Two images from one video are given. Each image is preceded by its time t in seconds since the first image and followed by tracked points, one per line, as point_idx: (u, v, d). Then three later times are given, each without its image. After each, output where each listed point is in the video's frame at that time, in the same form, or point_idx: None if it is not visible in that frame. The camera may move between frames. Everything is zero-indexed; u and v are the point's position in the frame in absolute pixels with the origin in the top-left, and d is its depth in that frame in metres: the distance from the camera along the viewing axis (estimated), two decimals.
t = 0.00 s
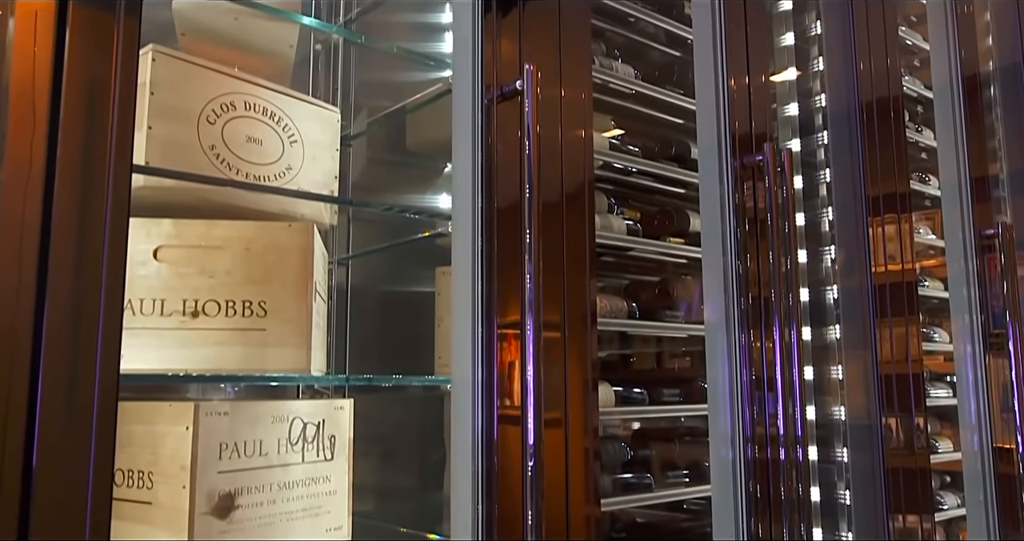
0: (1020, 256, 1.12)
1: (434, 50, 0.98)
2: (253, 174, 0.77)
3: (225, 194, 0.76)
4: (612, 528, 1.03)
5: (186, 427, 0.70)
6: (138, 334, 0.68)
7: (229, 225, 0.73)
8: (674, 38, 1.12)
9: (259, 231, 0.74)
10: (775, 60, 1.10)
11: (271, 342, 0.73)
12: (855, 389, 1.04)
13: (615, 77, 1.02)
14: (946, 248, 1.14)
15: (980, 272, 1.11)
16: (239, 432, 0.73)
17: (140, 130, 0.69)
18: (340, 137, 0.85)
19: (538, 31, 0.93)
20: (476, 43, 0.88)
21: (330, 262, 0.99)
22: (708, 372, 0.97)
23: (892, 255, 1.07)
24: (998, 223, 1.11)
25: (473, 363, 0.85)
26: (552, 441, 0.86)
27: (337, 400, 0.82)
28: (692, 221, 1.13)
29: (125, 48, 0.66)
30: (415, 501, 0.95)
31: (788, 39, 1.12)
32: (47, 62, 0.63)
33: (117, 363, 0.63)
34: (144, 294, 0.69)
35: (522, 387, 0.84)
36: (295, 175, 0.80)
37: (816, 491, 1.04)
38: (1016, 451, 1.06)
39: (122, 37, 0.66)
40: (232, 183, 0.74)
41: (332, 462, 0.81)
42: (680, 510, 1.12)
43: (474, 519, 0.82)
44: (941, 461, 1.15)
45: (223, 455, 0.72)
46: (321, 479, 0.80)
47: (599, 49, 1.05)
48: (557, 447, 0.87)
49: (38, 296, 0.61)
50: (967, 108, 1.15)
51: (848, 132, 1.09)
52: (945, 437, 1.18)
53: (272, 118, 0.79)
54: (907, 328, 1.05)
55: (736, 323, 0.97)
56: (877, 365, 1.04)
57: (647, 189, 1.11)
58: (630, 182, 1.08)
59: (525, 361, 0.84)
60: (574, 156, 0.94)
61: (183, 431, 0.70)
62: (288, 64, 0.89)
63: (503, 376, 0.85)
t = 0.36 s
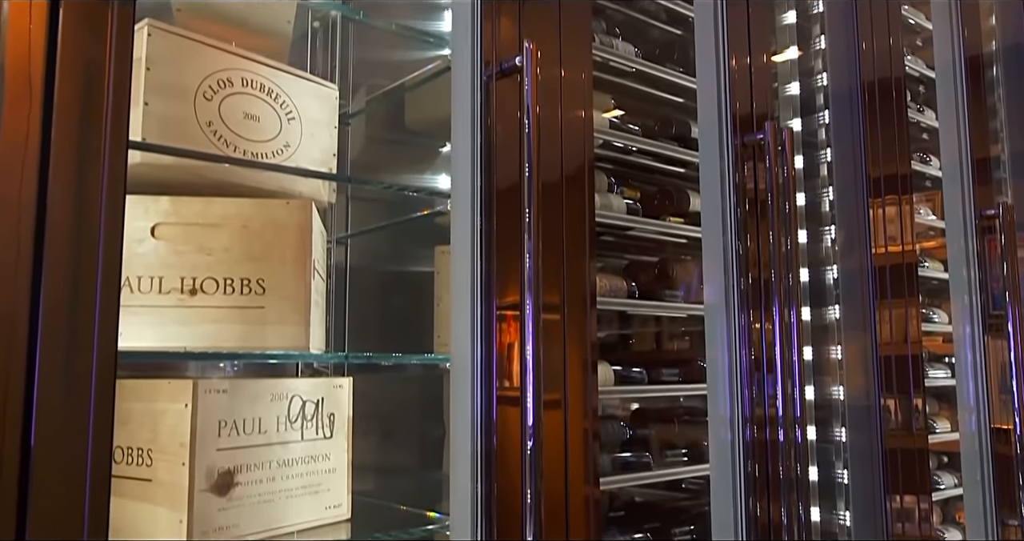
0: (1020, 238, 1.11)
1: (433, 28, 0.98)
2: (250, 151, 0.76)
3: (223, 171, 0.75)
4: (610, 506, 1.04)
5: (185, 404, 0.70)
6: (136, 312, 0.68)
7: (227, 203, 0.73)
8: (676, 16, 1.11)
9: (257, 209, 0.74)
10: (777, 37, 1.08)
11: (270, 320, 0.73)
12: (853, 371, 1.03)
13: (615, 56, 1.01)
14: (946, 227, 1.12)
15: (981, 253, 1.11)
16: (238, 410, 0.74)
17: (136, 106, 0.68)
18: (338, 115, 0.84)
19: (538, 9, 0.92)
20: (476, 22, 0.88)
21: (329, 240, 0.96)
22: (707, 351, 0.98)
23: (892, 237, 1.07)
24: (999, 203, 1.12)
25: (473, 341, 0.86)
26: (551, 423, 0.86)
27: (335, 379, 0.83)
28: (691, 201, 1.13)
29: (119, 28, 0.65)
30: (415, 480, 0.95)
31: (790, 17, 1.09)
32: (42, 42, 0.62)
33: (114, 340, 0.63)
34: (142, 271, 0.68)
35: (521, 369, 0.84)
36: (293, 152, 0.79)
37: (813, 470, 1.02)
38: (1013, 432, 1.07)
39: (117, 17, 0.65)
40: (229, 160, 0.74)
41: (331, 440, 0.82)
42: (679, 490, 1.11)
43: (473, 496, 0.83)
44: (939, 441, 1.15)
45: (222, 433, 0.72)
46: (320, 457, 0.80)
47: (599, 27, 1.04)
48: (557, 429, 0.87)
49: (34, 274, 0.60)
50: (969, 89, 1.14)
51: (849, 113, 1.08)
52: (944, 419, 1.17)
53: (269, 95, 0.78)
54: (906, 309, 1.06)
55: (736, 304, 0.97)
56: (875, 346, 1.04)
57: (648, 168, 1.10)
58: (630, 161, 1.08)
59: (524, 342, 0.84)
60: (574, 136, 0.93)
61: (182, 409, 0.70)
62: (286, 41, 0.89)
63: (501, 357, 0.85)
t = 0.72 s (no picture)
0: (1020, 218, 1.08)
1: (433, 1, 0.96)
2: (248, 125, 0.76)
3: (220, 146, 0.75)
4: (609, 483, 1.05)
5: (184, 379, 0.71)
6: (134, 287, 0.68)
7: (224, 178, 0.72)
8: None
9: (254, 184, 0.73)
10: (780, 14, 1.06)
11: (268, 296, 0.73)
12: (852, 349, 1.03)
13: (616, 32, 1.00)
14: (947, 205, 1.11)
15: (981, 230, 1.09)
16: (236, 385, 0.74)
17: (131, 80, 0.68)
18: (336, 90, 0.83)
19: None
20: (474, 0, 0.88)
21: (328, 218, 0.96)
22: (707, 330, 0.97)
23: (892, 217, 1.06)
24: (999, 182, 1.10)
25: (473, 320, 0.86)
26: (551, 403, 0.86)
27: (334, 354, 0.83)
28: (692, 178, 1.12)
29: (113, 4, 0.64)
30: (415, 455, 0.95)
31: None
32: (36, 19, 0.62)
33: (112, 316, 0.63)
34: (139, 247, 0.68)
35: (520, 348, 0.84)
36: (291, 127, 0.79)
37: (812, 448, 1.02)
38: (1011, 411, 1.05)
39: None
40: (226, 134, 0.73)
41: (331, 416, 0.82)
42: (678, 468, 1.11)
43: (472, 471, 0.85)
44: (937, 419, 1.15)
45: (221, 408, 0.73)
46: (320, 433, 0.81)
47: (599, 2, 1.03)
48: (557, 408, 0.87)
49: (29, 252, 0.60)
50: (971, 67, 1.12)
51: (851, 93, 1.07)
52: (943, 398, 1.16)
53: (267, 69, 0.77)
54: (905, 288, 1.05)
55: (735, 283, 0.97)
56: (874, 326, 1.04)
57: (648, 144, 1.10)
58: (630, 138, 1.07)
59: (524, 322, 0.84)
60: (574, 114, 0.92)
61: (180, 384, 0.71)
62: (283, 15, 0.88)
63: (501, 337, 0.85)
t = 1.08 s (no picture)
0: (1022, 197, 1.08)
1: None
2: (245, 100, 0.75)
3: (217, 121, 0.74)
4: (607, 460, 1.06)
5: (182, 354, 0.71)
6: (132, 262, 0.69)
7: (222, 153, 0.73)
8: None
9: (252, 159, 0.73)
10: None
11: (267, 271, 0.74)
12: (851, 327, 1.03)
13: (617, 7, 0.99)
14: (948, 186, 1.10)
15: (981, 210, 1.09)
16: (235, 360, 0.74)
17: (126, 52, 0.68)
18: (334, 65, 0.83)
19: None
20: None
21: (326, 195, 0.97)
22: (707, 308, 0.97)
23: (894, 196, 1.05)
24: (1001, 159, 1.09)
25: (472, 296, 0.86)
26: (551, 382, 0.86)
27: (332, 331, 0.83)
28: (691, 154, 1.11)
29: None
30: (415, 432, 0.95)
31: None
32: None
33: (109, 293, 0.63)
34: (137, 222, 0.69)
35: (519, 328, 0.85)
36: (288, 102, 0.78)
37: (811, 425, 1.03)
38: (1010, 391, 1.05)
39: None
40: (223, 108, 0.73)
41: (330, 392, 0.82)
42: (676, 446, 1.12)
43: (471, 449, 0.85)
44: (934, 398, 1.14)
45: (219, 384, 0.73)
46: (319, 409, 0.81)
47: None
48: (556, 388, 0.87)
49: (24, 228, 0.60)
50: (974, 44, 1.10)
51: (852, 68, 1.06)
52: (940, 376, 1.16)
53: (263, 43, 0.77)
54: (905, 269, 1.04)
55: (735, 260, 0.97)
56: (873, 305, 1.03)
57: (648, 121, 1.09)
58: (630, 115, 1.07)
59: (524, 300, 0.85)
60: (575, 93, 0.91)
61: (179, 358, 0.71)
62: None
63: (500, 316, 0.85)
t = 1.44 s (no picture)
0: None
1: None
2: (242, 74, 0.75)
3: (214, 95, 0.74)
4: (606, 437, 1.06)
5: (180, 330, 0.71)
6: (129, 237, 0.70)
7: (219, 127, 0.73)
8: None
9: (249, 134, 0.74)
10: None
11: (265, 247, 0.74)
12: (851, 306, 1.03)
13: None
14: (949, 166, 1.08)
15: (982, 190, 1.07)
16: (234, 336, 0.74)
17: (120, 24, 0.69)
18: (333, 40, 0.82)
19: None
20: None
21: (325, 171, 0.98)
22: (706, 287, 0.97)
23: (896, 175, 1.05)
24: (1004, 137, 1.07)
25: (472, 274, 0.85)
26: (550, 361, 0.87)
27: (331, 307, 0.83)
28: (692, 132, 1.11)
29: None
30: (415, 410, 0.95)
31: None
32: None
33: (106, 276, 0.63)
34: (134, 197, 0.69)
35: (518, 306, 0.85)
36: (286, 77, 0.78)
37: (810, 405, 1.01)
38: (1008, 370, 1.04)
39: None
40: (220, 82, 0.73)
41: (329, 368, 0.82)
42: (675, 424, 1.12)
43: (471, 426, 0.84)
44: (933, 377, 1.13)
45: (219, 359, 0.73)
46: (318, 385, 0.81)
47: None
48: (556, 367, 0.88)
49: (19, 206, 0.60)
50: (978, 21, 1.09)
51: (854, 46, 1.05)
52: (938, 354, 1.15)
53: (261, 17, 0.76)
54: (905, 248, 1.04)
55: (736, 239, 0.97)
56: (873, 284, 1.03)
57: (648, 98, 1.09)
58: (630, 91, 1.07)
59: (524, 280, 0.85)
60: (575, 72, 0.91)
61: (177, 334, 0.71)
62: None
63: (500, 295, 0.85)
